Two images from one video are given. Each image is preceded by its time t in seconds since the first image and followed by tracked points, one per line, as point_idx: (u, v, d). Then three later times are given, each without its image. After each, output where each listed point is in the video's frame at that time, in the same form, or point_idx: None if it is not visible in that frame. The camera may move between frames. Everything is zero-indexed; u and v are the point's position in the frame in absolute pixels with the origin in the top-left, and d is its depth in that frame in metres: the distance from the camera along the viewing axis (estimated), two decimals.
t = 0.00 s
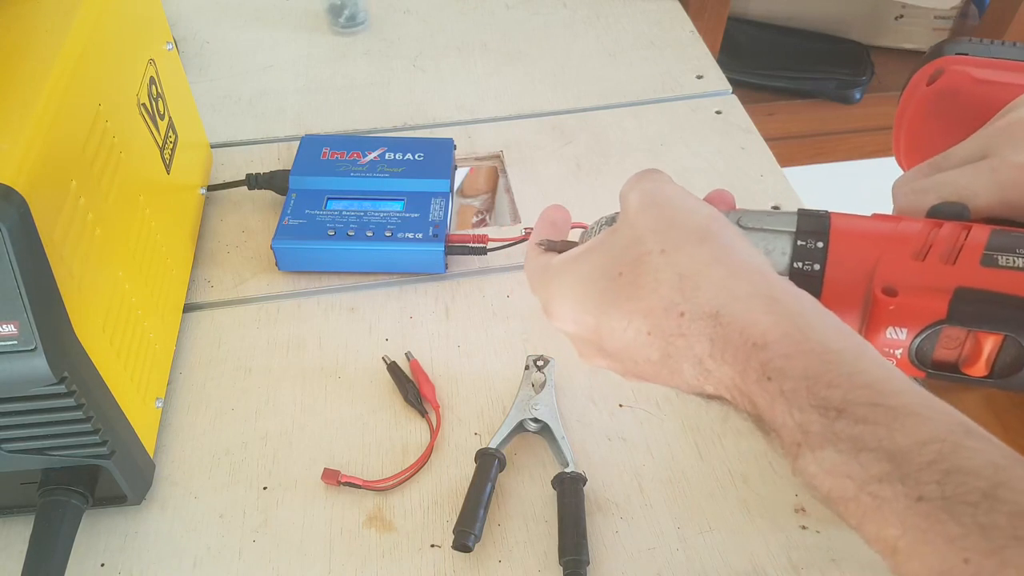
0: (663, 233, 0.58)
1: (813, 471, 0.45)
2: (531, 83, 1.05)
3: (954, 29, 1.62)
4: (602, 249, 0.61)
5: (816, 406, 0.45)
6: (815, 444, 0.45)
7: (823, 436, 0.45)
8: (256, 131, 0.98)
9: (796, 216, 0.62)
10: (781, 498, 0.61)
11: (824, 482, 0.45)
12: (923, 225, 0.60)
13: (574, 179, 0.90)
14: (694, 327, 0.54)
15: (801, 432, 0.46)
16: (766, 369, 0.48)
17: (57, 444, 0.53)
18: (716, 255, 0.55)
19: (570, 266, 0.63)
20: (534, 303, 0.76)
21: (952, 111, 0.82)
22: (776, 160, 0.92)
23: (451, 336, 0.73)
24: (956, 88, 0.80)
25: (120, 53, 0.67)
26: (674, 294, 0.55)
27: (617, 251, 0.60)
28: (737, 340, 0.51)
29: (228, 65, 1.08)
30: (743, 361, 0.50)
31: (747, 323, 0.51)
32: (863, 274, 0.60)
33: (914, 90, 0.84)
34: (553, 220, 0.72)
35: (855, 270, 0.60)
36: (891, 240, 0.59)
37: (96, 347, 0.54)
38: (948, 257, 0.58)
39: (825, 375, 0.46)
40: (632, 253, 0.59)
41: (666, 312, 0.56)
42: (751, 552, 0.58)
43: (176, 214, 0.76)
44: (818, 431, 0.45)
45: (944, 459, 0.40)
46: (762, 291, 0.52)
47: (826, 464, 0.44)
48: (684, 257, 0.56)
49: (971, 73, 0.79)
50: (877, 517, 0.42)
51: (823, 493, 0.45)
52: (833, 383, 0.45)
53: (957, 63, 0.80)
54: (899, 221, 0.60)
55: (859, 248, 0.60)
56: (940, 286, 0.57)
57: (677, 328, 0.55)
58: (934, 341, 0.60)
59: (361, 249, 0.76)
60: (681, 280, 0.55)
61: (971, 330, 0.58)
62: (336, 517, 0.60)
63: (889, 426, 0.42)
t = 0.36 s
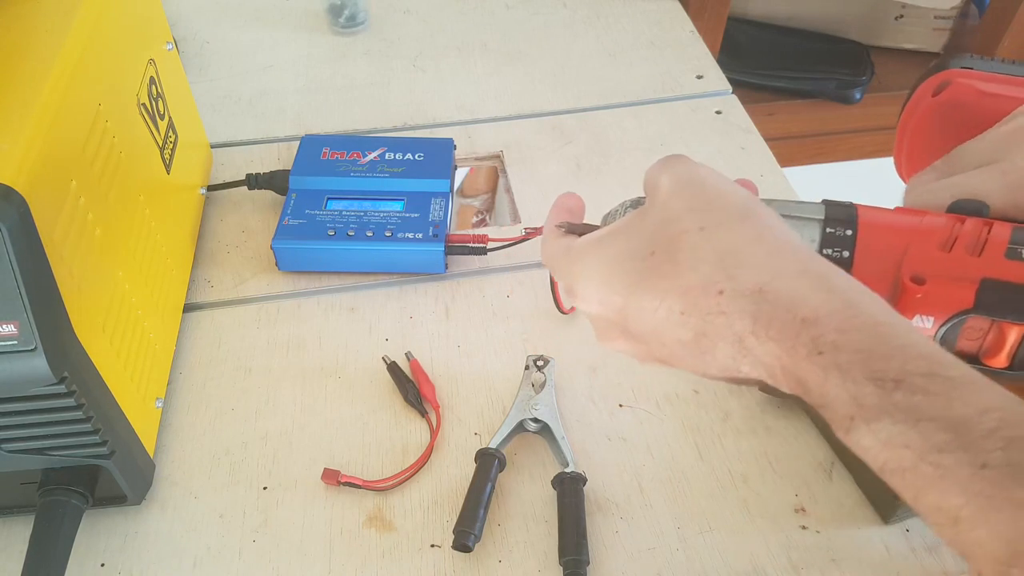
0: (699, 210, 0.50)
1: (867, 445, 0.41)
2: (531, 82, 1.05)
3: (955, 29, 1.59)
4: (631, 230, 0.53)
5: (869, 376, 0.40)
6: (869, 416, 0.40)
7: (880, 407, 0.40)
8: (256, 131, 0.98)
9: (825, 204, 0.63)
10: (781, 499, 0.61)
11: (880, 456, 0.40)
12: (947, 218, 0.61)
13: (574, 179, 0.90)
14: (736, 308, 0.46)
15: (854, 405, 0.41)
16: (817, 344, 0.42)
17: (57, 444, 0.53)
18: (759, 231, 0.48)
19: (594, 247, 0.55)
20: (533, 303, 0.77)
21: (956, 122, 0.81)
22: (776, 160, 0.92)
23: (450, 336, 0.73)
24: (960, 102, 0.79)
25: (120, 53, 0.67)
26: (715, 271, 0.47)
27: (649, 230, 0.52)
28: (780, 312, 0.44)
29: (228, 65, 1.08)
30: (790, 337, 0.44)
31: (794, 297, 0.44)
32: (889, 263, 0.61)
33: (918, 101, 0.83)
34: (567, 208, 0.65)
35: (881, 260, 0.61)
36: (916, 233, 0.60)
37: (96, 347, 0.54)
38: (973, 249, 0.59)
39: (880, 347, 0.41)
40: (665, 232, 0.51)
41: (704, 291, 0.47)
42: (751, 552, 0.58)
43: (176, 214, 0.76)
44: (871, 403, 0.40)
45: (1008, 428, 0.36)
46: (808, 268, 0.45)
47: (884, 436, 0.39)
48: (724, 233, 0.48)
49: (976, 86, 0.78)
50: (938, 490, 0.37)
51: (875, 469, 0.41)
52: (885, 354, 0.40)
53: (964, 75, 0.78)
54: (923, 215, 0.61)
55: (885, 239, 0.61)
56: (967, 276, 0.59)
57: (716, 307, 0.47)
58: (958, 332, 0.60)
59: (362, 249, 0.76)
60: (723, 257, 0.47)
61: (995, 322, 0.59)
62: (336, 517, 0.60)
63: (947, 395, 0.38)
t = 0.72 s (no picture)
0: (794, 200, 0.49)
1: (996, 430, 0.42)
2: (532, 82, 1.05)
3: (954, 29, 1.60)
4: (719, 223, 0.52)
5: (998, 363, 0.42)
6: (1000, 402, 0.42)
7: (1012, 391, 0.41)
8: (256, 130, 0.98)
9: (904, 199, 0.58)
10: (781, 499, 0.61)
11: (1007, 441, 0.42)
12: None
13: (574, 179, 0.90)
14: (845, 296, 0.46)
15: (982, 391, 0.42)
16: (938, 331, 0.43)
17: (57, 444, 0.53)
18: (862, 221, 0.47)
19: (678, 240, 0.54)
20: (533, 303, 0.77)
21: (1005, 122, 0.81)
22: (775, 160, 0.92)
23: (450, 336, 0.73)
24: (1008, 98, 0.79)
25: (119, 53, 0.67)
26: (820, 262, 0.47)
27: (738, 222, 0.51)
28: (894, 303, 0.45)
29: (228, 65, 1.08)
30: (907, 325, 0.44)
31: (908, 287, 0.45)
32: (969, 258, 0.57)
33: (965, 98, 0.83)
34: (631, 200, 0.63)
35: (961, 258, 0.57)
36: (997, 227, 0.56)
37: (96, 347, 0.54)
38: None
39: (1005, 332, 0.42)
40: (760, 224, 0.50)
41: (807, 282, 0.47)
42: (751, 552, 0.58)
43: (176, 213, 0.76)
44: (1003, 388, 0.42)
45: None
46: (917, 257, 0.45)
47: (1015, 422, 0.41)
48: (826, 224, 0.47)
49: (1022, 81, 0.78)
50: None
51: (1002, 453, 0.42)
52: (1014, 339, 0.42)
53: (1008, 72, 0.79)
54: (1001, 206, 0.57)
55: (964, 235, 0.57)
56: None
57: (822, 297, 0.47)
58: None
59: (361, 249, 0.76)
60: (828, 247, 0.47)
61: None
62: (336, 517, 0.60)
63: None
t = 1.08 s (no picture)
0: (837, 220, 0.49)
1: None
2: (532, 83, 1.05)
3: (954, 29, 1.61)
4: (760, 240, 0.52)
5: None
6: None
7: None
8: (256, 131, 0.98)
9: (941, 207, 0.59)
10: (781, 500, 0.61)
11: None
12: None
13: (574, 179, 0.90)
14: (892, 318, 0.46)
15: None
16: (996, 350, 0.43)
17: (57, 444, 0.53)
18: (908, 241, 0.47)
19: (719, 256, 0.54)
20: (534, 303, 0.77)
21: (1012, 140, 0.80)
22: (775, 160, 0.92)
23: (450, 336, 0.73)
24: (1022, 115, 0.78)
25: (119, 53, 0.67)
26: (867, 284, 0.47)
27: (780, 240, 0.51)
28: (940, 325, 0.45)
29: (228, 65, 1.08)
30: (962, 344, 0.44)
31: (959, 305, 0.44)
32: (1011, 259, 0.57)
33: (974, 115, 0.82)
34: (657, 210, 0.66)
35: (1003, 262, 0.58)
36: None
37: (96, 347, 0.54)
38: None
39: None
40: (803, 242, 0.50)
41: (856, 302, 0.47)
42: (752, 552, 0.58)
43: (176, 214, 0.76)
44: None
45: None
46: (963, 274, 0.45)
47: None
48: (872, 244, 0.47)
49: None
50: None
51: None
52: None
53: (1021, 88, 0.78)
54: None
55: (1006, 239, 0.57)
56: None
57: (870, 319, 0.47)
58: None
59: (361, 249, 0.76)
60: (876, 268, 0.47)
61: None
62: (336, 517, 0.60)
63: None
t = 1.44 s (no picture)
0: (756, 202, 0.47)
1: (939, 425, 0.39)
2: (532, 83, 1.05)
3: (954, 29, 1.59)
4: (684, 224, 0.50)
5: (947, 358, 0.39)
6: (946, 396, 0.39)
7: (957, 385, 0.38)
8: (256, 131, 0.98)
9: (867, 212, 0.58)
10: (781, 500, 0.61)
11: (949, 437, 0.39)
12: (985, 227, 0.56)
13: (573, 179, 0.90)
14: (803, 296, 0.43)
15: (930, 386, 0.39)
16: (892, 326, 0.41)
17: (57, 444, 0.53)
18: (824, 224, 0.45)
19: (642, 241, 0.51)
20: (533, 303, 0.76)
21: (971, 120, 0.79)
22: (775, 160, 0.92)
23: (450, 336, 0.74)
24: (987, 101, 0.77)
25: (119, 52, 0.67)
26: (779, 261, 0.44)
27: (702, 224, 0.49)
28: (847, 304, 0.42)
29: (228, 65, 1.08)
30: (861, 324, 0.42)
31: (864, 285, 0.42)
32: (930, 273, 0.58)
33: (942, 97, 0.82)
34: (609, 209, 0.58)
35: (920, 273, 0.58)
36: (958, 239, 0.56)
37: (96, 347, 0.54)
38: (1013, 258, 0.56)
39: (953, 327, 0.40)
40: (723, 224, 0.47)
41: (768, 281, 0.44)
42: (752, 552, 0.58)
43: (176, 214, 0.76)
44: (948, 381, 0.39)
45: None
46: (875, 259, 0.43)
47: (959, 416, 0.38)
48: (787, 225, 0.45)
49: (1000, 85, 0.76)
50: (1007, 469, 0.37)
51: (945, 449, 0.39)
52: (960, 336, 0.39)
53: (984, 75, 0.78)
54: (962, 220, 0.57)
55: (928, 246, 0.57)
56: (1008, 289, 0.57)
57: (780, 297, 0.44)
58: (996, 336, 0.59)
59: (361, 249, 0.76)
60: (788, 246, 0.44)
61: None
62: (336, 517, 0.60)
63: None
